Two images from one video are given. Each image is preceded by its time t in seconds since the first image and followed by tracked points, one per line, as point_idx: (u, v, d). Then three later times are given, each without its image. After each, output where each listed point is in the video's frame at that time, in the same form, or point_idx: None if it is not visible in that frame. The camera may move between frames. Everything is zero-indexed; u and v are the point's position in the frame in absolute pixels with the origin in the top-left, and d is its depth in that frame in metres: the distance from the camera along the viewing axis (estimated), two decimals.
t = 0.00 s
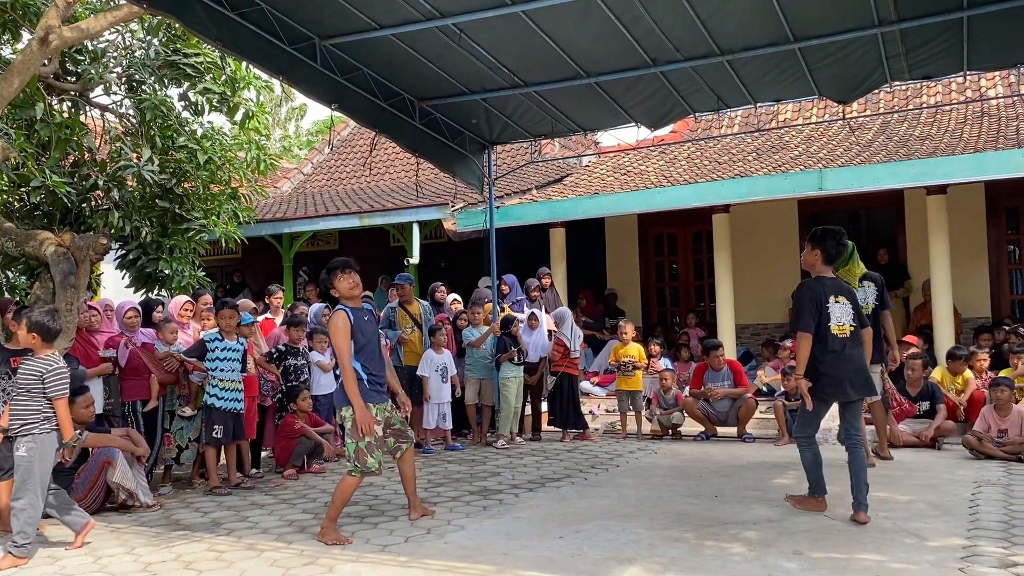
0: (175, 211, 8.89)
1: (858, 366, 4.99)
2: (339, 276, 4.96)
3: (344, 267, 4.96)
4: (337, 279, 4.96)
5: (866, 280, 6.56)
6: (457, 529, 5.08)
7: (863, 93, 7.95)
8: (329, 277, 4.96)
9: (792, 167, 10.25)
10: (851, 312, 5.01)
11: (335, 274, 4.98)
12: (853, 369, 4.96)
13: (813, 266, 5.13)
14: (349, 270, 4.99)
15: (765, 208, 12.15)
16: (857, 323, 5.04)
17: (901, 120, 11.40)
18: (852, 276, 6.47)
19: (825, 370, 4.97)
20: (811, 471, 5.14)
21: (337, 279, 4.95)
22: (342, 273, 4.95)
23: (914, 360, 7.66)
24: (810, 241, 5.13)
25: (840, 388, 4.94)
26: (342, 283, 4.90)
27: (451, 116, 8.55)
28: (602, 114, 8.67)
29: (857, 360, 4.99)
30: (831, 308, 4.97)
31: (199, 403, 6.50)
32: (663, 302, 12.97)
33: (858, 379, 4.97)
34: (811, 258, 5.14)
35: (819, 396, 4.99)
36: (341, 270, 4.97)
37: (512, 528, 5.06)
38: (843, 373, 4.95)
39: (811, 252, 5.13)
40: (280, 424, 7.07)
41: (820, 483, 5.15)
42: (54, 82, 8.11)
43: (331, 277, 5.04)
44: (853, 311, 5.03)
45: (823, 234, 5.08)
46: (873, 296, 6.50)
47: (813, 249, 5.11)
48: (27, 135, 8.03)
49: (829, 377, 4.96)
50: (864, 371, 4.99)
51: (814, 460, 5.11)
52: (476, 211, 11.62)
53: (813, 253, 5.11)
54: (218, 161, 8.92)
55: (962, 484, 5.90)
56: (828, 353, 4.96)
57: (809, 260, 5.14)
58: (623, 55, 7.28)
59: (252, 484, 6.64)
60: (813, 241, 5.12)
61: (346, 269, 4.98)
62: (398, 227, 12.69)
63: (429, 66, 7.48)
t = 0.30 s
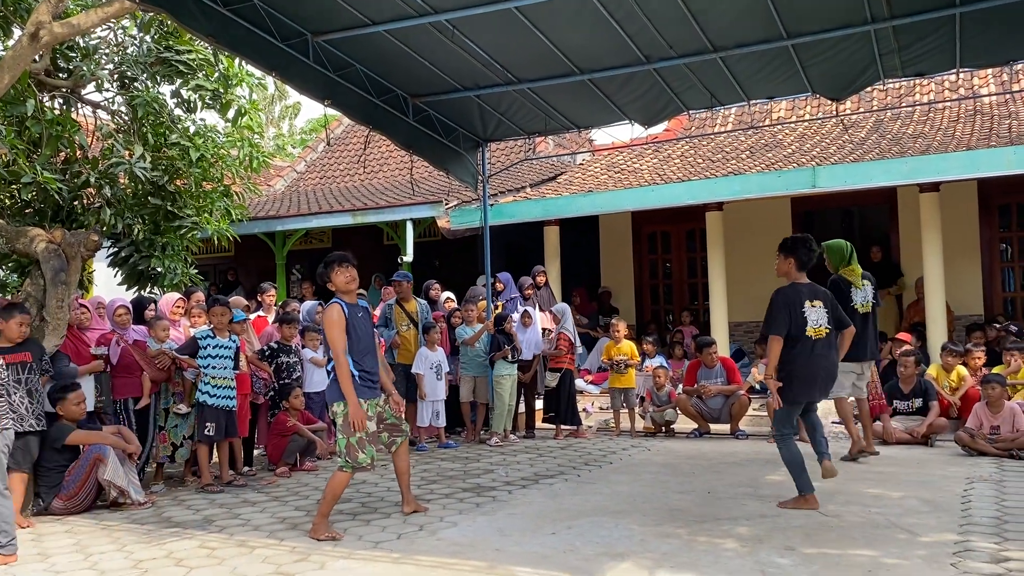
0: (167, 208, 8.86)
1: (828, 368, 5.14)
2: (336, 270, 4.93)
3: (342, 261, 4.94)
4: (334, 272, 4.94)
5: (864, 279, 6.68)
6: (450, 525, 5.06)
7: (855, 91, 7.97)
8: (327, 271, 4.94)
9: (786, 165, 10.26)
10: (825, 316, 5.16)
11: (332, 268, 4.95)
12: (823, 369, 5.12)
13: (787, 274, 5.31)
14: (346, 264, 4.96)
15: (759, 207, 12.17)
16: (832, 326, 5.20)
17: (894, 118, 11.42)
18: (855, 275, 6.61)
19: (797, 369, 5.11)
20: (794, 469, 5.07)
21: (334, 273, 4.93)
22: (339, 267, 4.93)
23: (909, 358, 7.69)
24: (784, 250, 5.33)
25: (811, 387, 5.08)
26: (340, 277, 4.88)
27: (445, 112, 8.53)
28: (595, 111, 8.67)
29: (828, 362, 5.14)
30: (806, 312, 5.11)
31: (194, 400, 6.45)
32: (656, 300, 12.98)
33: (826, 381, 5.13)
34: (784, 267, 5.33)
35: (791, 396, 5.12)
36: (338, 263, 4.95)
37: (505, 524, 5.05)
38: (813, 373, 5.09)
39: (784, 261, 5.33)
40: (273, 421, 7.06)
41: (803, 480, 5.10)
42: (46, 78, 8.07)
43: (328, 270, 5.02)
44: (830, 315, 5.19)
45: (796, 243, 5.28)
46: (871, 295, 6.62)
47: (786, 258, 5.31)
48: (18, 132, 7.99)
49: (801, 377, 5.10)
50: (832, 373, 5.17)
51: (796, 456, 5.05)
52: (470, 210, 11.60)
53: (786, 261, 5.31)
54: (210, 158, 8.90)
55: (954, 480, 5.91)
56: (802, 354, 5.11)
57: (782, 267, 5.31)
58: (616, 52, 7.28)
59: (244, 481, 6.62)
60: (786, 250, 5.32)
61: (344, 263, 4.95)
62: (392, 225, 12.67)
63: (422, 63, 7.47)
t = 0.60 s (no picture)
0: (157, 207, 8.81)
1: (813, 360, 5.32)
2: (331, 266, 4.90)
3: (338, 259, 4.91)
4: (329, 268, 4.91)
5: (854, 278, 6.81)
6: (441, 525, 5.04)
7: (846, 89, 7.99)
8: (321, 265, 4.91)
9: (777, 164, 10.26)
10: (804, 311, 5.35)
11: (326, 263, 4.93)
12: (810, 362, 5.31)
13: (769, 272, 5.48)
14: (342, 261, 4.93)
15: (750, 206, 12.18)
16: (813, 320, 5.38)
17: (885, 117, 11.45)
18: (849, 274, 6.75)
19: (783, 361, 5.33)
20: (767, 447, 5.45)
21: (329, 269, 4.90)
22: (336, 263, 4.89)
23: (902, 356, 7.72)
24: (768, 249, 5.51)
25: (797, 378, 5.29)
26: (333, 274, 4.85)
27: (436, 110, 8.51)
28: (586, 110, 8.66)
29: (812, 355, 5.33)
30: (786, 307, 5.31)
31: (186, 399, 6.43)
32: (648, 299, 12.97)
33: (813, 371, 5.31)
34: (767, 265, 5.49)
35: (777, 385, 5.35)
36: (334, 259, 4.92)
37: (497, 523, 5.02)
38: (799, 364, 5.30)
39: (767, 259, 5.49)
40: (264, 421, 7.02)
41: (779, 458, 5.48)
42: (34, 76, 8.01)
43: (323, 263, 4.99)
44: (811, 310, 5.38)
45: (777, 241, 5.44)
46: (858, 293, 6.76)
47: (769, 256, 5.47)
48: (5, 130, 7.93)
49: (785, 368, 5.32)
50: (819, 367, 5.36)
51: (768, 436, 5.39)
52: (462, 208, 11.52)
53: (770, 260, 5.47)
54: (200, 157, 8.85)
55: (945, 478, 5.92)
56: (786, 348, 5.30)
57: (764, 266, 5.51)
58: (607, 50, 7.27)
59: (234, 481, 6.58)
60: (769, 248, 5.47)
61: (339, 260, 4.92)
62: (383, 224, 12.64)
63: (413, 61, 7.44)
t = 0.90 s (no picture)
0: (145, 210, 8.77)
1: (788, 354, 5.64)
2: (330, 269, 4.86)
3: (338, 262, 4.89)
4: (327, 270, 4.86)
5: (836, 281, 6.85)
6: (431, 527, 5.03)
7: (835, 91, 8.01)
8: (320, 267, 4.85)
9: (766, 165, 10.29)
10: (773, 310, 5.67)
11: (324, 264, 4.88)
12: (787, 357, 5.60)
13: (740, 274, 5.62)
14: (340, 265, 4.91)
15: (739, 207, 12.22)
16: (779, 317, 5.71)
17: (874, 119, 11.50)
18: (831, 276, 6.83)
19: (769, 359, 5.51)
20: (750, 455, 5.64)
21: (327, 271, 4.85)
22: (335, 265, 4.86)
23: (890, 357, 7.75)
24: (733, 252, 5.63)
25: (783, 373, 5.53)
26: (334, 277, 4.82)
27: (425, 112, 8.50)
28: (576, 111, 8.66)
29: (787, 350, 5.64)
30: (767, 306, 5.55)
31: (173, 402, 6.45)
32: (638, 300, 12.99)
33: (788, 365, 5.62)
34: (736, 266, 5.60)
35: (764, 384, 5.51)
36: (332, 262, 4.88)
37: (487, 526, 5.02)
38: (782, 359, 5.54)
39: (737, 262, 5.60)
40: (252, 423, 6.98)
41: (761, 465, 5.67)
42: (20, 78, 7.96)
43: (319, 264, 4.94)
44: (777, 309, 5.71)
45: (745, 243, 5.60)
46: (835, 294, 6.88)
47: (740, 258, 5.59)
48: None
49: (771, 365, 5.52)
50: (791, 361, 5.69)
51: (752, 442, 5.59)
52: (451, 210, 11.54)
53: (741, 261, 5.59)
54: (188, 159, 8.82)
55: (934, 478, 5.94)
56: (772, 345, 5.52)
57: (733, 268, 5.60)
58: (596, 52, 7.28)
59: (223, 484, 6.55)
60: (737, 251, 5.60)
61: (338, 263, 4.89)
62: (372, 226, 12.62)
63: (402, 62, 7.43)
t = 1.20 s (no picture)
0: (133, 213, 8.74)
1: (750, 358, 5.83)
2: (340, 272, 4.88)
3: (348, 265, 4.89)
4: (337, 273, 4.88)
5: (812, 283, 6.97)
6: (421, 531, 5.02)
7: (823, 94, 8.05)
8: (330, 270, 4.88)
9: (754, 168, 10.32)
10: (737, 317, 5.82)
11: (335, 268, 4.90)
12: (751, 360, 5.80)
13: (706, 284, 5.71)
14: (350, 267, 4.92)
15: (728, 210, 12.25)
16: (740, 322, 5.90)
17: (862, 121, 11.56)
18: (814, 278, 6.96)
19: (738, 363, 5.68)
20: (728, 456, 5.64)
21: (338, 273, 4.87)
22: (344, 269, 4.87)
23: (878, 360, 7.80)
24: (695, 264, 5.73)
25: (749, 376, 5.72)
26: (343, 279, 4.83)
27: (415, 115, 8.49)
28: (566, 114, 8.67)
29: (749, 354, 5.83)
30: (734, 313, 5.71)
31: (160, 406, 6.45)
32: (628, 302, 13.02)
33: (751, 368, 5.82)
34: (702, 277, 5.70)
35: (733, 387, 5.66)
36: (343, 265, 4.90)
37: (477, 529, 5.01)
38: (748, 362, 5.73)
39: (704, 273, 5.67)
40: (242, 427, 6.96)
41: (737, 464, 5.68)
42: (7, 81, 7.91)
43: (330, 268, 4.96)
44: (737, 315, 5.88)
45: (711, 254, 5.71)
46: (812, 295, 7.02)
47: (706, 269, 5.70)
48: None
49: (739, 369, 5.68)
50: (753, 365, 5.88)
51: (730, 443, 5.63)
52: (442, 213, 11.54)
53: (706, 273, 5.70)
54: (177, 163, 8.78)
55: (923, 480, 5.97)
56: (740, 350, 5.70)
57: (699, 279, 5.69)
58: (586, 55, 7.30)
59: (212, 489, 6.52)
60: (703, 262, 5.70)
61: (348, 267, 4.90)
62: (362, 229, 12.60)
63: (390, 65, 7.42)
